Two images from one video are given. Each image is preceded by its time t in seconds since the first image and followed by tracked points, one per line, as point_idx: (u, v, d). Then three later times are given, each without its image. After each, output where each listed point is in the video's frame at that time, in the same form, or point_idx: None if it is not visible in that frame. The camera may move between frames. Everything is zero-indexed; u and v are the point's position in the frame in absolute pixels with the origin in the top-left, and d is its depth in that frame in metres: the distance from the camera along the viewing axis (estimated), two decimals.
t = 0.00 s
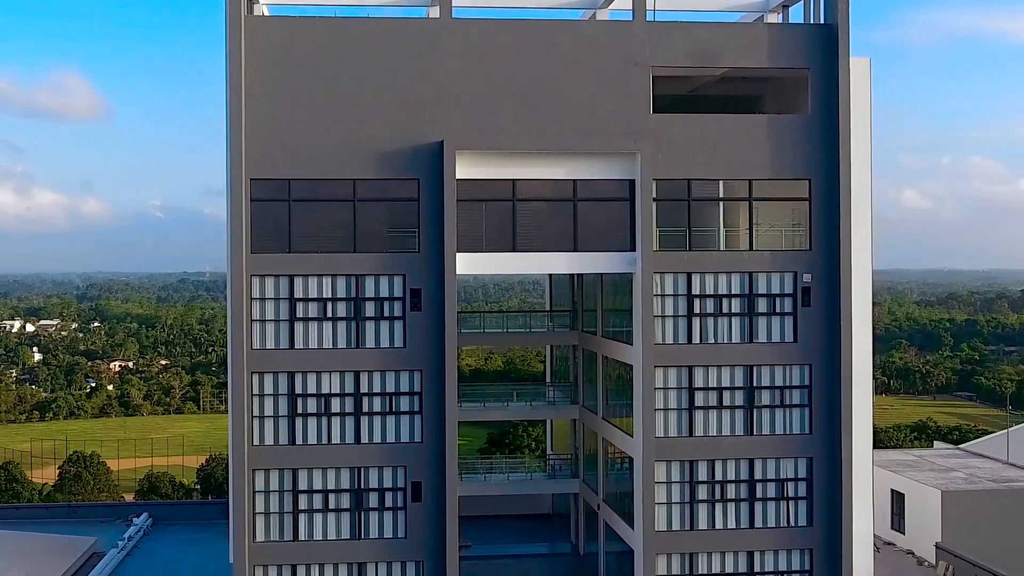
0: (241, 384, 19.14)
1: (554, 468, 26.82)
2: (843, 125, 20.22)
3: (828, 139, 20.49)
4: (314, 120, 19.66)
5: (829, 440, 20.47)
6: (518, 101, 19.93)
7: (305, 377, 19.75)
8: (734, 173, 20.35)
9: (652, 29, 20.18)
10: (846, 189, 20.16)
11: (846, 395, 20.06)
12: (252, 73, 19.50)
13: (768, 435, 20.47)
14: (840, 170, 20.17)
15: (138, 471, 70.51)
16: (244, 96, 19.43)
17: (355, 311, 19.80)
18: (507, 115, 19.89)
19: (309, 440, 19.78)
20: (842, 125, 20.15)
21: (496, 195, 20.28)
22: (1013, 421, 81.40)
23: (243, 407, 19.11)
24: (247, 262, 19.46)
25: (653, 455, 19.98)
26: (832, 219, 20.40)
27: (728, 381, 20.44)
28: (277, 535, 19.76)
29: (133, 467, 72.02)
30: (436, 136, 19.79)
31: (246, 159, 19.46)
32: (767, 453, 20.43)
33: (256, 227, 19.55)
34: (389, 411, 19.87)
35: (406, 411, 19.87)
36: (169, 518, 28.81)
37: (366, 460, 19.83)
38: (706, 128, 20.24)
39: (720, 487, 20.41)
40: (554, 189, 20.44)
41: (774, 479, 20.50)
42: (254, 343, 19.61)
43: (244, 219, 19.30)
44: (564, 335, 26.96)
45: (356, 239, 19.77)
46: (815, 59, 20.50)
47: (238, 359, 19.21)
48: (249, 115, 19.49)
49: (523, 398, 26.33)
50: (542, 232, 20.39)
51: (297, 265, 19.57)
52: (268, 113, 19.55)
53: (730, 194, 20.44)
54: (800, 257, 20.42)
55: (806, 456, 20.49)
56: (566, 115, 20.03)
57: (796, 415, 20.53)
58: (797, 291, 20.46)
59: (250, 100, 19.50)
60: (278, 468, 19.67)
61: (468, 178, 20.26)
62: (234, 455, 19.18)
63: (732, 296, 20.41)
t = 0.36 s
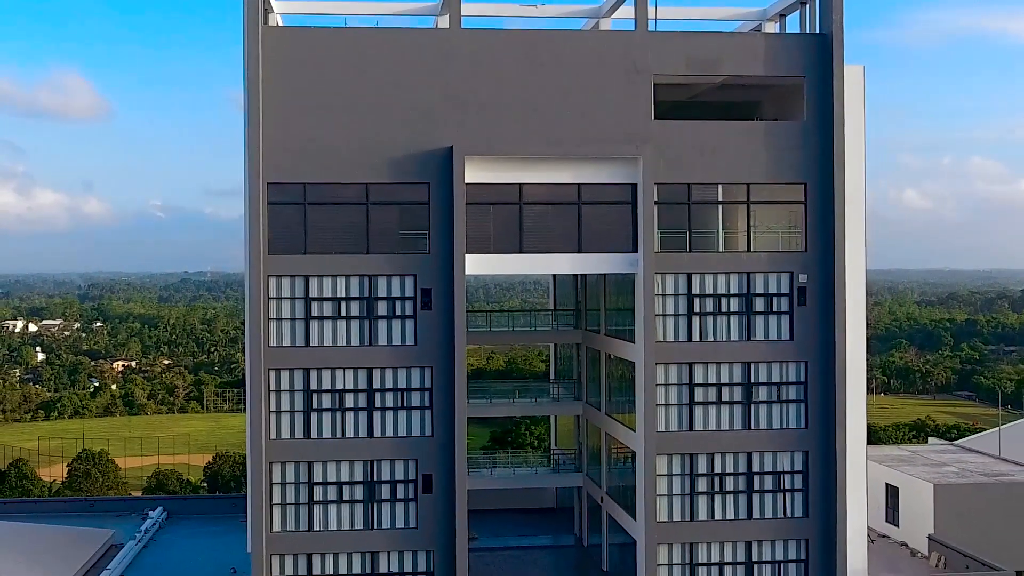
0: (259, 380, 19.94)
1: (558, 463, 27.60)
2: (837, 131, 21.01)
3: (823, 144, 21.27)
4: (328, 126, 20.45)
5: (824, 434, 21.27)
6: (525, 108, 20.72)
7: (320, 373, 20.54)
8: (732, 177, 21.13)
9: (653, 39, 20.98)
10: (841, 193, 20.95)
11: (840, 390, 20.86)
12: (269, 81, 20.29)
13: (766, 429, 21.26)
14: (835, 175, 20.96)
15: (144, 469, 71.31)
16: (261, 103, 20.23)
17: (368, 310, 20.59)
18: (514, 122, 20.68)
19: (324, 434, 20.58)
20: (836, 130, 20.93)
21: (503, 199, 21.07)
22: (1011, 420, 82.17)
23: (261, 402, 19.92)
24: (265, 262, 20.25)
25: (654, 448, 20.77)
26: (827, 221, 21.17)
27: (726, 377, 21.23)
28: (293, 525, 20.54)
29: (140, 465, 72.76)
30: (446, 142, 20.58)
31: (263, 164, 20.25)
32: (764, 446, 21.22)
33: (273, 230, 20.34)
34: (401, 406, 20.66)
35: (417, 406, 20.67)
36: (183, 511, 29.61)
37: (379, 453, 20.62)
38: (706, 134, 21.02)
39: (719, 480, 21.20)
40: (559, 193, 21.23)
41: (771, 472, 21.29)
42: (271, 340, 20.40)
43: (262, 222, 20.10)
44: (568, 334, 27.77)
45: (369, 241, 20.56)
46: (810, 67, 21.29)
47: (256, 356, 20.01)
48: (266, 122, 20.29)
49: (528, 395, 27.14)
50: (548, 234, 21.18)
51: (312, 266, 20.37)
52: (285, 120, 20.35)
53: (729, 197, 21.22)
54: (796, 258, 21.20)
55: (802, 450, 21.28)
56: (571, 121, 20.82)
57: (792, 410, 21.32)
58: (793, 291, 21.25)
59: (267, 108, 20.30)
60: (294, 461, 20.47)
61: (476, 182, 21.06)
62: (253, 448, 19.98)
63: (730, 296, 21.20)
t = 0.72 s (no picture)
0: (274, 375, 20.67)
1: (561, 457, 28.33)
2: (832, 135, 21.72)
3: (818, 148, 21.99)
4: (340, 131, 21.17)
5: (819, 428, 21.98)
6: (529, 113, 21.44)
7: (332, 369, 21.26)
8: (730, 180, 21.84)
9: (655, 46, 21.69)
10: (835, 195, 21.67)
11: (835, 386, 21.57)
12: (283, 87, 21.01)
13: (763, 423, 21.98)
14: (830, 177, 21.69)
15: (149, 467, 72.06)
16: (276, 108, 20.94)
17: (379, 308, 21.30)
18: (520, 126, 21.40)
19: (336, 428, 21.30)
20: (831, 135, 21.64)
21: (509, 201, 21.81)
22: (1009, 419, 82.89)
23: (275, 397, 20.64)
24: (279, 262, 20.97)
25: (655, 441, 21.48)
26: (822, 222, 21.88)
27: (725, 373, 21.94)
28: (307, 516, 21.25)
29: (146, 463, 73.44)
30: (454, 146, 21.29)
31: (277, 167, 20.98)
32: (761, 440, 21.94)
33: (287, 231, 21.06)
34: (410, 401, 21.38)
35: (426, 401, 21.38)
36: (195, 505, 30.37)
37: (389, 446, 21.35)
38: (705, 138, 21.73)
39: (717, 472, 21.92)
40: (563, 195, 21.95)
41: (768, 465, 22.01)
42: (285, 337, 21.12)
43: (276, 223, 20.82)
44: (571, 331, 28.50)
45: (379, 242, 21.28)
46: (807, 73, 22.00)
47: (271, 353, 20.75)
48: (280, 127, 21.02)
49: (531, 391, 27.86)
50: (553, 234, 21.90)
51: (325, 266, 21.09)
52: (298, 125, 21.07)
53: (728, 199, 21.94)
54: (792, 258, 21.92)
55: (798, 444, 22.00)
56: (574, 126, 21.53)
57: (788, 405, 22.04)
58: (789, 290, 21.97)
59: (282, 113, 21.02)
60: (307, 454, 21.18)
61: (483, 184, 21.78)
62: (268, 441, 20.71)
63: (729, 295, 21.90)
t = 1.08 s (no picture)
0: (288, 370, 21.50)
1: (564, 451, 29.22)
2: (826, 140, 22.55)
3: (813, 151, 22.81)
4: (352, 135, 21.98)
5: (813, 421, 22.82)
6: (534, 118, 22.27)
7: (345, 365, 22.09)
8: (727, 182, 22.67)
9: (655, 53, 22.51)
10: (829, 197, 22.51)
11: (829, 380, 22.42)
12: (297, 93, 21.83)
13: (759, 416, 22.82)
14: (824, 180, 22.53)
15: (155, 464, 72.90)
16: (291, 113, 21.76)
17: (389, 306, 22.14)
18: (525, 131, 22.22)
19: (348, 421, 22.14)
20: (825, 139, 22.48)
21: (515, 203, 22.65)
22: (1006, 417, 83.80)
23: (290, 391, 21.47)
24: (293, 262, 21.80)
25: (655, 434, 22.32)
26: (816, 223, 22.72)
27: (723, 368, 22.78)
28: (320, 505, 22.08)
29: (152, 460, 74.27)
30: (461, 150, 22.12)
31: (292, 170, 21.80)
32: (758, 432, 22.78)
33: (301, 231, 21.89)
34: (420, 395, 22.22)
35: (435, 395, 22.23)
36: (207, 498, 31.22)
37: (400, 438, 22.19)
38: (703, 142, 22.55)
39: (716, 464, 22.76)
40: (566, 197, 22.78)
41: (764, 456, 22.85)
42: (299, 334, 21.95)
43: (291, 224, 21.64)
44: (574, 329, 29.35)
45: (390, 242, 22.11)
46: (801, 79, 22.81)
47: (286, 349, 21.57)
48: (294, 132, 21.83)
49: (535, 386, 28.67)
50: (557, 234, 22.74)
51: (338, 265, 21.93)
52: (311, 129, 21.89)
53: (726, 200, 22.77)
54: (787, 257, 22.76)
55: (793, 436, 22.84)
56: (577, 130, 22.35)
57: (784, 399, 22.88)
58: (785, 288, 22.80)
59: (296, 118, 21.84)
60: (321, 446, 22.01)
61: (490, 186, 22.61)
62: (284, 433, 21.54)
63: (726, 293, 22.74)
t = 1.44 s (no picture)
0: (301, 366, 22.27)
1: (565, 446, 30.10)
2: (820, 143, 23.32)
3: (807, 154, 23.58)
4: (362, 139, 22.75)
5: (808, 416, 23.59)
6: (538, 122, 23.04)
7: (355, 361, 22.86)
8: (725, 185, 23.45)
9: (655, 60, 23.27)
10: (823, 198, 23.29)
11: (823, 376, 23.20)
12: (309, 99, 22.59)
13: (756, 411, 23.59)
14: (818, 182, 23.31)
15: (159, 462, 73.65)
16: (303, 118, 22.52)
17: (398, 304, 22.91)
18: (529, 135, 23.00)
19: (358, 416, 22.92)
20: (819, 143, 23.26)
21: (519, 204, 23.44)
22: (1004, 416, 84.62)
23: (303, 386, 22.24)
24: (306, 261, 22.57)
25: (655, 428, 23.09)
26: (810, 224, 23.49)
27: (721, 364, 23.55)
28: (331, 497, 22.85)
29: (157, 458, 75.07)
30: (468, 153, 22.90)
31: (304, 173, 22.57)
32: (754, 426, 23.57)
33: (313, 232, 22.67)
34: (428, 390, 23.00)
35: (442, 390, 23.01)
36: (218, 492, 32.00)
37: (408, 432, 22.97)
38: (702, 146, 23.32)
39: (714, 457, 23.53)
40: (569, 199, 23.56)
41: (760, 450, 23.64)
42: (311, 331, 22.71)
43: (303, 225, 22.41)
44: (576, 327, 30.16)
45: (399, 242, 22.89)
46: (797, 85, 23.58)
47: (299, 345, 22.35)
48: (306, 136, 22.60)
49: (538, 383, 29.50)
50: (560, 235, 23.52)
51: (349, 264, 22.70)
52: (323, 134, 22.65)
53: (723, 202, 23.55)
54: (783, 257, 23.54)
55: (788, 430, 23.62)
56: (580, 135, 23.13)
57: (779, 394, 23.66)
58: (781, 287, 23.58)
59: (308, 123, 22.59)
60: (332, 440, 22.79)
61: (496, 188, 23.38)
62: (297, 427, 22.32)
63: (724, 291, 23.51)
